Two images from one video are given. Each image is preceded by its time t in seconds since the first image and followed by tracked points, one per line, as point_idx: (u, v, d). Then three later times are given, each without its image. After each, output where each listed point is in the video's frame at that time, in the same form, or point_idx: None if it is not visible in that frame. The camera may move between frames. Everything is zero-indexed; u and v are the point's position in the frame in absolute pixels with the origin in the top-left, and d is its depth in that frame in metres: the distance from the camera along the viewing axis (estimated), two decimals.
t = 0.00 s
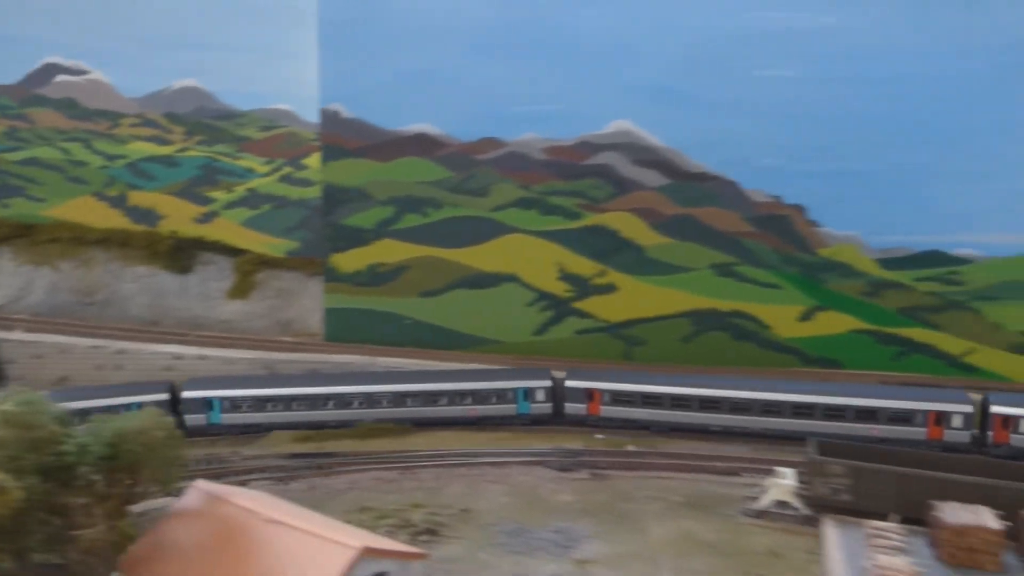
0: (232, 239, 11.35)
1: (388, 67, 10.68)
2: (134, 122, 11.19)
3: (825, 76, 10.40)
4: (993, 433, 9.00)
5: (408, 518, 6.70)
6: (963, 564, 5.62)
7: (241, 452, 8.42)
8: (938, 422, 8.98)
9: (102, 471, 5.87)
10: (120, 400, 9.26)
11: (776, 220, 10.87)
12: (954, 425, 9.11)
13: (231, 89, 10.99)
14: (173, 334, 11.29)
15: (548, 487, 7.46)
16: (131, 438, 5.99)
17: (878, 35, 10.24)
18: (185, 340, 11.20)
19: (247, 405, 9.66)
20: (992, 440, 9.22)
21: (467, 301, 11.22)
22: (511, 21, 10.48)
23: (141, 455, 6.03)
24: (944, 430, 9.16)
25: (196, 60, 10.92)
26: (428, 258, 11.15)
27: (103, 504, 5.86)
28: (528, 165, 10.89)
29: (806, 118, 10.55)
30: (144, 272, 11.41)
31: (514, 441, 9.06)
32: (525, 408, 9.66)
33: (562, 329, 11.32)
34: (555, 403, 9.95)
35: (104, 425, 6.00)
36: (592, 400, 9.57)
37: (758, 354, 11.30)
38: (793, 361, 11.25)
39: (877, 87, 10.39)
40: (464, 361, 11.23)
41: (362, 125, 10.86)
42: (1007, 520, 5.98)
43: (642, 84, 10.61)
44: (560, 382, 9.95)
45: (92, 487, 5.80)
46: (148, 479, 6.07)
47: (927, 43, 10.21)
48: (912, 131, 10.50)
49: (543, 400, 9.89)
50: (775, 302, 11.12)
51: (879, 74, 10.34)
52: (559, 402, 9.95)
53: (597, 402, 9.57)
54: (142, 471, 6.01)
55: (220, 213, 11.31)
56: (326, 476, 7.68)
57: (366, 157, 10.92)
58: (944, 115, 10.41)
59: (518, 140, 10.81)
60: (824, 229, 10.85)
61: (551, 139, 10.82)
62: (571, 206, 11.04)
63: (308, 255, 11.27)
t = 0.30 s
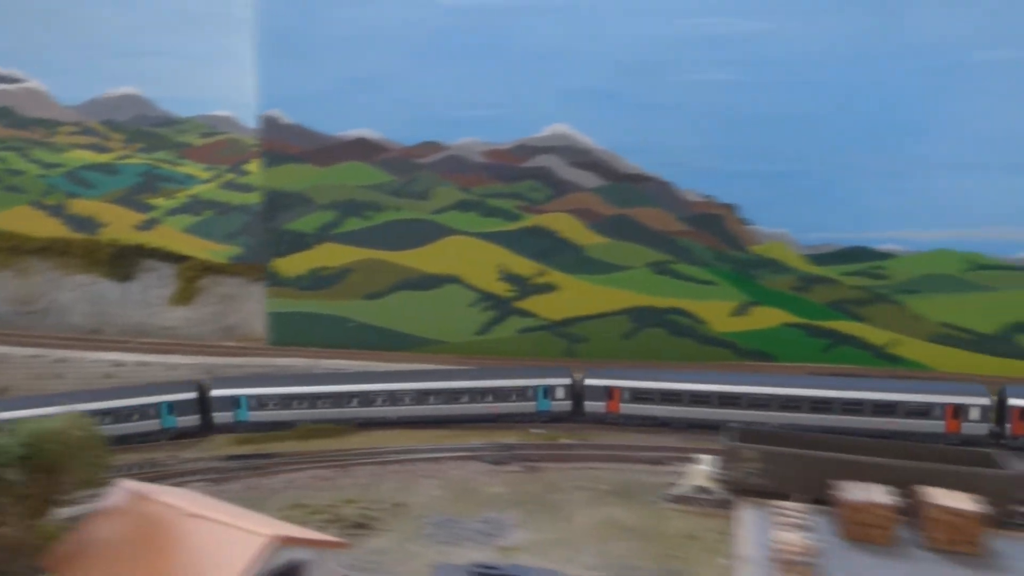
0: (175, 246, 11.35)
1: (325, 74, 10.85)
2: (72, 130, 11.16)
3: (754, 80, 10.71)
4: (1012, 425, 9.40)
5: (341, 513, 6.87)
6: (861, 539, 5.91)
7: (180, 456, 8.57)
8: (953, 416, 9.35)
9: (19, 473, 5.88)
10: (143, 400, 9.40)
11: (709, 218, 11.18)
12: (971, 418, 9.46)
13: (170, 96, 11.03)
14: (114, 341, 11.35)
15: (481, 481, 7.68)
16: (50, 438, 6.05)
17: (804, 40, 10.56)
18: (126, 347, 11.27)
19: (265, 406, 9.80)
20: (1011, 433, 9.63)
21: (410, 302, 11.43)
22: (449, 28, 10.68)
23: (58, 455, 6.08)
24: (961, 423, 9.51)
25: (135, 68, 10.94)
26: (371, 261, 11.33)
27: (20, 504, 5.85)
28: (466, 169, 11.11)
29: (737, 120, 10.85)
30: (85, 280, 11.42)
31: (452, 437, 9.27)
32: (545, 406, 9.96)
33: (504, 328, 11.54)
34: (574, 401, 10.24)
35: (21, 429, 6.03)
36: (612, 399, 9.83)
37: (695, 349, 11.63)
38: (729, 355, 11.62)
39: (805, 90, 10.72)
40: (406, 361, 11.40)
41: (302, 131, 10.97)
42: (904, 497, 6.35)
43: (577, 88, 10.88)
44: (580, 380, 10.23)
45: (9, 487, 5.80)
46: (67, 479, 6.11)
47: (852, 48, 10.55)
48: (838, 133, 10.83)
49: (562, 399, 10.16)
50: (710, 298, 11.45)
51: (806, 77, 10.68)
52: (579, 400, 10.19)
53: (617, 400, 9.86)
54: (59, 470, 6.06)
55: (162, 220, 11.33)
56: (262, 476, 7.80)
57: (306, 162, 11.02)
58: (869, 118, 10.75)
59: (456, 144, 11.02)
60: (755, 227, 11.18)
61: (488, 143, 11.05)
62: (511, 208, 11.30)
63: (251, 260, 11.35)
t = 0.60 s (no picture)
0: (122, 246, 11.32)
1: (274, 76, 10.95)
2: (17, 130, 11.06)
3: (696, 85, 10.98)
4: None
5: (278, 509, 6.99)
6: (776, 526, 6.14)
7: (123, 455, 8.60)
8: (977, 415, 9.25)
9: None
10: (176, 392, 9.68)
11: (653, 220, 11.48)
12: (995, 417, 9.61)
13: (119, 96, 11.00)
14: (59, 342, 11.29)
15: (420, 476, 7.85)
16: None
17: (744, 46, 10.80)
18: (71, 348, 11.21)
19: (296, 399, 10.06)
20: None
21: (359, 302, 11.54)
22: (399, 31, 10.84)
23: None
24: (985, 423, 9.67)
25: (82, 67, 10.90)
26: (320, 261, 11.44)
27: None
28: (416, 171, 11.26)
29: (680, 125, 11.13)
30: (30, 280, 11.36)
31: (397, 435, 9.41)
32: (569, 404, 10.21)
33: (454, 328, 11.70)
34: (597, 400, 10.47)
35: None
36: (636, 399, 10.07)
37: (641, 347, 11.90)
38: (674, 353, 11.91)
39: (746, 95, 10.97)
40: (355, 360, 11.49)
41: (250, 132, 11.05)
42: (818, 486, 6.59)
43: (524, 92, 11.07)
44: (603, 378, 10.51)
45: None
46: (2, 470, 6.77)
47: (790, 54, 10.82)
48: (778, 137, 11.12)
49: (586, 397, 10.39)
50: (654, 298, 11.76)
51: (746, 84, 10.96)
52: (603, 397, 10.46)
53: (641, 401, 10.08)
54: None
55: (109, 220, 11.30)
56: (204, 474, 7.88)
57: (255, 164, 11.11)
58: (807, 123, 11.04)
59: (406, 146, 11.17)
60: (698, 229, 11.49)
61: (437, 146, 11.22)
62: (459, 210, 11.48)
63: (200, 260, 11.38)
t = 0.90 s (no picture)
0: (66, 251, 11.29)
1: (218, 83, 11.02)
2: None
3: (635, 91, 11.23)
4: None
5: (215, 510, 7.08)
6: (695, 515, 6.38)
7: (62, 461, 8.57)
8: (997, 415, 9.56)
9: None
10: (202, 391, 9.95)
11: (596, 222, 11.72)
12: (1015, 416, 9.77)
13: (62, 100, 10.95)
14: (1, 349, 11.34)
15: (360, 476, 7.96)
16: None
17: (682, 53, 11.05)
18: (13, 355, 11.29)
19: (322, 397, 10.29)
20: None
21: (307, 305, 11.67)
22: (343, 37, 10.95)
23: None
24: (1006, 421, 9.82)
25: (23, 72, 10.83)
26: (267, 264, 11.56)
27: None
28: (362, 175, 11.41)
29: (620, 130, 11.41)
30: None
31: (342, 435, 9.50)
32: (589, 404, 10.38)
33: (404, 329, 11.84)
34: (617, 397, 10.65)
35: None
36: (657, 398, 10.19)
37: (587, 346, 12.14)
38: (619, 352, 12.20)
39: (684, 101, 11.25)
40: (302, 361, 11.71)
41: (195, 137, 11.11)
42: (739, 476, 6.83)
43: (469, 97, 11.25)
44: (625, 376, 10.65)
45: None
46: None
47: (726, 61, 11.08)
48: (715, 142, 11.43)
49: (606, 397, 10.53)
50: (600, 298, 12.01)
51: (686, 91, 11.23)
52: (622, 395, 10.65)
53: (664, 399, 10.15)
54: None
55: (53, 226, 11.24)
56: (144, 477, 7.91)
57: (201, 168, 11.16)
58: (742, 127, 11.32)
59: (353, 150, 11.30)
60: (640, 230, 11.77)
61: (383, 150, 11.37)
62: (406, 213, 11.64)
63: (144, 264, 11.37)
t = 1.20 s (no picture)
0: (8, 255, 11.33)
1: (160, 83, 11.01)
2: None
3: (576, 92, 11.48)
4: None
5: (151, 510, 7.13)
6: (624, 504, 6.61)
7: None
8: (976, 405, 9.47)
9: None
10: (231, 386, 10.09)
11: (542, 221, 11.94)
12: None
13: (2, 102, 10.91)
14: None
15: (301, 473, 8.04)
16: None
17: (621, 55, 11.28)
18: None
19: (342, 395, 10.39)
20: None
21: (254, 306, 11.75)
22: (287, 39, 11.05)
23: None
24: None
25: None
26: (212, 266, 11.67)
27: None
28: (309, 175, 11.53)
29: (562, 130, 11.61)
30: None
31: (286, 435, 9.53)
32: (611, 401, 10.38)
33: (353, 329, 11.93)
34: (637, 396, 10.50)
35: None
36: (678, 395, 10.07)
37: (535, 344, 12.32)
38: (567, 350, 12.40)
39: (623, 103, 11.54)
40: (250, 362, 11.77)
41: (138, 138, 11.13)
42: (666, 466, 7.05)
43: (414, 98, 11.40)
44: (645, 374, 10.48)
45: None
46: None
47: (661, 63, 11.36)
48: (655, 142, 11.71)
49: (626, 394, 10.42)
50: (547, 296, 12.20)
51: (626, 91, 11.49)
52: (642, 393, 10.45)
53: (684, 397, 10.01)
54: None
55: None
56: (82, 479, 7.91)
57: (144, 170, 11.20)
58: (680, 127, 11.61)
59: (299, 151, 11.43)
60: (586, 229, 12.01)
61: (330, 150, 11.49)
62: (353, 213, 11.74)
63: (90, 266, 11.49)
